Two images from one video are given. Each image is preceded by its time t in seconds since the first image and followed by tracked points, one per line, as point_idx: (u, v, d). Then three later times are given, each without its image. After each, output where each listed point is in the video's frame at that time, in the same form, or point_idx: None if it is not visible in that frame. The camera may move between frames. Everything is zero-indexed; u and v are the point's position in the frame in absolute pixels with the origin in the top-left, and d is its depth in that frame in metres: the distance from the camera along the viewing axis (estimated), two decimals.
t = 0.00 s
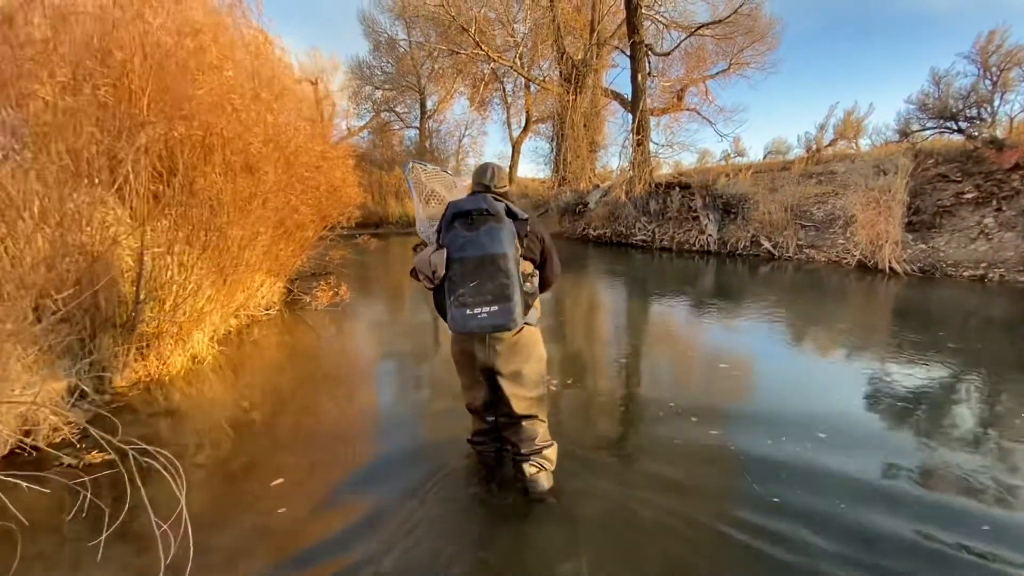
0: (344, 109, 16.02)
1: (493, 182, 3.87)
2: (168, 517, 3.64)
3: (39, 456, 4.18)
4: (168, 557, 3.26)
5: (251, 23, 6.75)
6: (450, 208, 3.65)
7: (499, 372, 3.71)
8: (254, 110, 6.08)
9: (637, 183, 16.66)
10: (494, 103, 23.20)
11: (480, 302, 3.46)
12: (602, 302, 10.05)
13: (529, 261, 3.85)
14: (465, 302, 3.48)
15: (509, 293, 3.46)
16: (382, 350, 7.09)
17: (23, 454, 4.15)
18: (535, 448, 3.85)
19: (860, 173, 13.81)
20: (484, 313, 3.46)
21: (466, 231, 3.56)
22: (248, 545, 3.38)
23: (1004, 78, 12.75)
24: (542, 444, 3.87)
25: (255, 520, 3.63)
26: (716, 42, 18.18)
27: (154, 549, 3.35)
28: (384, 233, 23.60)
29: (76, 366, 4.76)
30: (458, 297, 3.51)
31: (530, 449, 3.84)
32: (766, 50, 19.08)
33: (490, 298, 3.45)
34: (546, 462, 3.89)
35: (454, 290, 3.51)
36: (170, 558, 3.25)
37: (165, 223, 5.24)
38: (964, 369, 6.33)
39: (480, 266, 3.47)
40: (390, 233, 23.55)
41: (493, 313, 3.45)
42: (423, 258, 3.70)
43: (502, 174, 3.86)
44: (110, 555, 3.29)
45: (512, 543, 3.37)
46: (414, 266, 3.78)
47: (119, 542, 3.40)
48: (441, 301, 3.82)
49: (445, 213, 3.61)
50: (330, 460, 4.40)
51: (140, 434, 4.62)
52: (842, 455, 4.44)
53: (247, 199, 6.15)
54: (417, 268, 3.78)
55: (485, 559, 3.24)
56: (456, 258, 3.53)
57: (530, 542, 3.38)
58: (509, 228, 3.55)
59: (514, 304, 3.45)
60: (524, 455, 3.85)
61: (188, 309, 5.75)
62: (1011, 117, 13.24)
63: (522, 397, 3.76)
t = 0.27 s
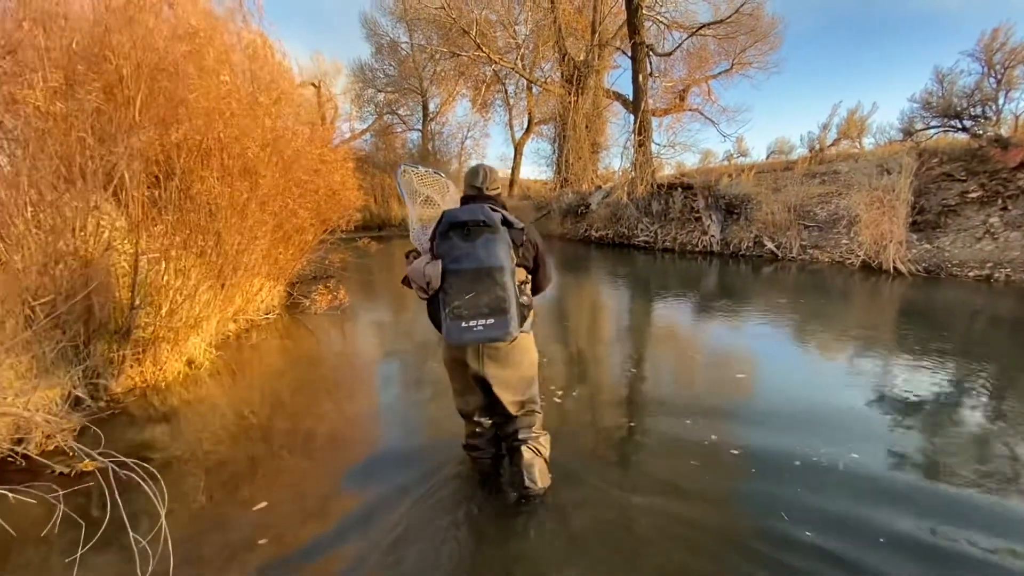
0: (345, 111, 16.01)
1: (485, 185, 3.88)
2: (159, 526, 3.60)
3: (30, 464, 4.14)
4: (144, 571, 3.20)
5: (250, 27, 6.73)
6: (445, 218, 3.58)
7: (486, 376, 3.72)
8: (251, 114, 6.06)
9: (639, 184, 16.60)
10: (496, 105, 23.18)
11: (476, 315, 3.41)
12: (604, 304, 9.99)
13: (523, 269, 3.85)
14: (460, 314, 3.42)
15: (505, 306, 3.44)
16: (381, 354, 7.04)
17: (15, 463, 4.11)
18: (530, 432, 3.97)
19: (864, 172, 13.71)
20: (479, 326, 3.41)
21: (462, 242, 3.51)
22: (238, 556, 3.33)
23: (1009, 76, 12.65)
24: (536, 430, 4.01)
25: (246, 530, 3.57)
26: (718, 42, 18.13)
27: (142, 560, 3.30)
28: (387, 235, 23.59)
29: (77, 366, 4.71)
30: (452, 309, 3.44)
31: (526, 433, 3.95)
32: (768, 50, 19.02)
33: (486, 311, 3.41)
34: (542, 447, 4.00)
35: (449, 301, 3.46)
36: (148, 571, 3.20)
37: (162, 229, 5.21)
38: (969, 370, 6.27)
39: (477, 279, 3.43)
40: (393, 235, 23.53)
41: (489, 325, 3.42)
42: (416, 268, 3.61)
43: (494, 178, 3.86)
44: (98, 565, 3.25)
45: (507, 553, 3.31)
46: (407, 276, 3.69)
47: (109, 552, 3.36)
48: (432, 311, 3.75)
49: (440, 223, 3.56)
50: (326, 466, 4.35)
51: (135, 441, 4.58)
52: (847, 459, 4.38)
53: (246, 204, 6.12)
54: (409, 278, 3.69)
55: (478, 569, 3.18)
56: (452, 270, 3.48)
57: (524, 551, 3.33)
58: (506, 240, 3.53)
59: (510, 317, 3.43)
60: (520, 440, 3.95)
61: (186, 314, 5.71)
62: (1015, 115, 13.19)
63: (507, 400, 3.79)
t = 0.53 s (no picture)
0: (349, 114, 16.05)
1: (483, 188, 3.85)
2: (153, 531, 3.57)
3: (28, 469, 4.12)
4: None
5: (252, 31, 6.73)
6: (445, 223, 3.55)
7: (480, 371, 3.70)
8: (252, 118, 6.05)
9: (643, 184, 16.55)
10: (499, 107, 23.18)
11: (476, 321, 3.39)
12: (607, 305, 9.96)
13: (521, 273, 3.86)
14: (460, 321, 3.40)
15: (505, 313, 3.43)
16: (383, 357, 7.02)
17: (12, 467, 4.10)
18: (527, 436, 4.01)
19: (870, 171, 13.62)
20: (479, 333, 3.39)
21: (462, 248, 3.48)
22: (233, 561, 3.29)
23: (1016, 73, 12.53)
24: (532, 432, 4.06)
25: (242, 535, 3.53)
26: (721, 41, 18.07)
27: (136, 566, 3.27)
28: (391, 237, 23.61)
29: (74, 375, 4.70)
30: (452, 315, 3.42)
31: (523, 437, 3.99)
32: (772, 49, 18.94)
33: (487, 317, 3.41)
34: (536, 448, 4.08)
35: (449, 308, 3.43)
36: None
37: (162, 232, 5.20)
38: (976, 371, 6.20)
39: (477, 285, 3.42)
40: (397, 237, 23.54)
41: (488, 332, 3.39)
42: (415, 273, 3.55)
43: (492, 179, 3.84)
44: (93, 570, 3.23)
45: (505, 559, 3.26)
46: (405, 281, 3.62)
47: (104, 557, 3.34)
48: (430, 315, 3.72)
49: (440, 228, 3.52)
50: (325, 469, 4.32)
51: (134, 445, 4.56)
52: (852, 461, 4.32)
53: (247, 207, 6.11)
54: (407, 283, 3.61)
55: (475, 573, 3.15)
56: (452, 275, 3.46)
57: (522, 555, 3.29)
58: (506, 247, 3.53)
59: (510, 324, 3.43)
60: (517, 443, 3.98)
61: (186, 318, 5.70)
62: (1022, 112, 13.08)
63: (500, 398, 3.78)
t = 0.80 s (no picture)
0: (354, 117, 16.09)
1: (485, 187, 3.80)
2: (154, 531, 3.56)
3: (31, 471, 4.11)
4: None
5: (254, 34, 6.73)
6: (448, 224, 3.51)
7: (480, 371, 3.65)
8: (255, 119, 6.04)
9: (647, 185, 16.50)
10: (503, 108, 23.17)
11: (478, 323, 3.38)
12: (611, 306, 9.91)
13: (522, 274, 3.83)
14: (462, 323, 3.38)
15: (508, 314, 3.42)
16: (387, 358, 6.99)
17: (16, 468, 4.10)
18: (526, 444, 4.06)
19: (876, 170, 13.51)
20: (482, 334, 3.38)
21: (465, 250, 3.45)
22: (231, 563, 3.26)
23: None
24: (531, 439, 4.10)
25: (242, 537, 3.50)
26: (725, 41, 18.00)
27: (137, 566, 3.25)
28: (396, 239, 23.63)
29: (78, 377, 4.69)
30: (455, 316, 3.40)
31: (521, 445, 4.04)
32: (777, 48, 18.85)
33: (489, 318, 3.39)
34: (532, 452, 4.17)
35: (452, 310, 3.41)
36: None
37: (165, 234, 5.19)
38: (986, 371, 6.13)
39: (479, 286, 3.40)
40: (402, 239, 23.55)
41: (491, 334, 3.38)
42: (419, 275, 3.49)
43: (494, 178, 3.80)
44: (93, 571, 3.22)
45: (506, 561, 3.21)
46: (407, 283, 3.55)
47: (104, 558, 3.33)
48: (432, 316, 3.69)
49: (443, 230, 3.48)
50: (328, 470, 4.29)
51: (137, 447, 4.55)
52: (860, 464, 4.28)
53: (251, 209, 6.10)
54: (410, 284, 3.55)
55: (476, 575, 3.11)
56: (454, 277, 3.43)
57: (524, 557, 3.25)
58: (509, 248, 3.50)
59: (512, 324, 3.42)
60: (515, 450, 4.05)
61: (190, 320, 5.69)
62: None
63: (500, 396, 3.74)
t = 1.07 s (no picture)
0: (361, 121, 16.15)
1: (499, 189, 3.81)
2: (167, 529, 3.57)
3: (48, 469, 4.14)
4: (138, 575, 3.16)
5: (263, 40, 6.78)
6: (467, 228, 3.53)
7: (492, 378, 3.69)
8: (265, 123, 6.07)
9: (654, 186, 16.45)
10: (510, 110, 23.18)
11: (493, 326, 3.44)
12: (619, 308, 9.88)
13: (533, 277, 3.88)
14: (478, 326, 3.43)
15: (522, 319, 3.49)
16: (396, 360, 7.00)
17: (33, 467, 4.12)
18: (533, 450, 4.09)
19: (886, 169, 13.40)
20: (496, 337, 3.46)
21: (484, 255, 3.48)
22: (243, 562, 3.26)
23: None
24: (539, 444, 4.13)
25: (253, 535, 3.51)
26: (732, 41, 17.94)
27: (149, 564, 3.26)
28: (404, 242, 23.65)
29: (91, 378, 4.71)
30: (470, 320, 3.45)
31: (529, 451, 4.08)
32: (785, 48, 18.76)
33: (504, 323, 3.45)
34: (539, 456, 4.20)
35: (468, 313, 3.45)
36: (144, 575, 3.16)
37: (177, 237, 5.22)
38: (999, 371, 6.08)
39: (495, 291, 3.45)
40: (409, 242, 23.58)
41: (505, 337, 3.46)
42: (435, 277, 3.47)
43: (508, 181, 3.80)
44: (107, 568, 3.23)
45: (518, 561, 3.20)
46: (424, 284, 3.53)
47: (118, 555, 3.34)
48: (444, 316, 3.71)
49: (462, 234, 3.50)
50: (338, 470, 4.30)
51: (151, 446, 4.57)
52: (873, 463, 4.25)
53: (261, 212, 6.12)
54: (425, 285, 3.53)
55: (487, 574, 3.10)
56: (471, 281, 3.46)
57: (534, 556, 3.24)
58: (525, 255, 3.55)
59: (526, 330, 3.50)
60: (522, 456, 4.08)
61: (201, 321, 5.71)
62: None
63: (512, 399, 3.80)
